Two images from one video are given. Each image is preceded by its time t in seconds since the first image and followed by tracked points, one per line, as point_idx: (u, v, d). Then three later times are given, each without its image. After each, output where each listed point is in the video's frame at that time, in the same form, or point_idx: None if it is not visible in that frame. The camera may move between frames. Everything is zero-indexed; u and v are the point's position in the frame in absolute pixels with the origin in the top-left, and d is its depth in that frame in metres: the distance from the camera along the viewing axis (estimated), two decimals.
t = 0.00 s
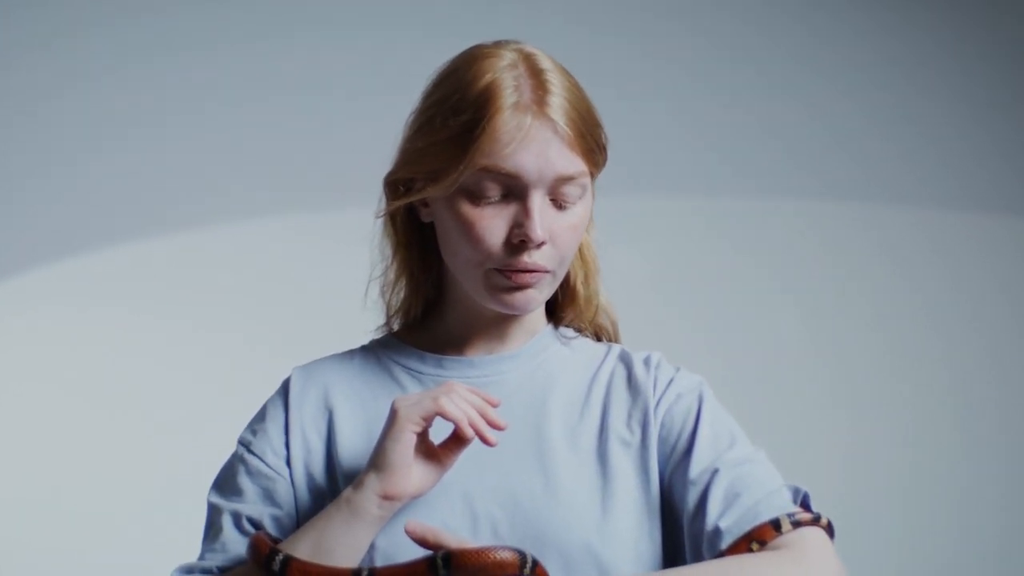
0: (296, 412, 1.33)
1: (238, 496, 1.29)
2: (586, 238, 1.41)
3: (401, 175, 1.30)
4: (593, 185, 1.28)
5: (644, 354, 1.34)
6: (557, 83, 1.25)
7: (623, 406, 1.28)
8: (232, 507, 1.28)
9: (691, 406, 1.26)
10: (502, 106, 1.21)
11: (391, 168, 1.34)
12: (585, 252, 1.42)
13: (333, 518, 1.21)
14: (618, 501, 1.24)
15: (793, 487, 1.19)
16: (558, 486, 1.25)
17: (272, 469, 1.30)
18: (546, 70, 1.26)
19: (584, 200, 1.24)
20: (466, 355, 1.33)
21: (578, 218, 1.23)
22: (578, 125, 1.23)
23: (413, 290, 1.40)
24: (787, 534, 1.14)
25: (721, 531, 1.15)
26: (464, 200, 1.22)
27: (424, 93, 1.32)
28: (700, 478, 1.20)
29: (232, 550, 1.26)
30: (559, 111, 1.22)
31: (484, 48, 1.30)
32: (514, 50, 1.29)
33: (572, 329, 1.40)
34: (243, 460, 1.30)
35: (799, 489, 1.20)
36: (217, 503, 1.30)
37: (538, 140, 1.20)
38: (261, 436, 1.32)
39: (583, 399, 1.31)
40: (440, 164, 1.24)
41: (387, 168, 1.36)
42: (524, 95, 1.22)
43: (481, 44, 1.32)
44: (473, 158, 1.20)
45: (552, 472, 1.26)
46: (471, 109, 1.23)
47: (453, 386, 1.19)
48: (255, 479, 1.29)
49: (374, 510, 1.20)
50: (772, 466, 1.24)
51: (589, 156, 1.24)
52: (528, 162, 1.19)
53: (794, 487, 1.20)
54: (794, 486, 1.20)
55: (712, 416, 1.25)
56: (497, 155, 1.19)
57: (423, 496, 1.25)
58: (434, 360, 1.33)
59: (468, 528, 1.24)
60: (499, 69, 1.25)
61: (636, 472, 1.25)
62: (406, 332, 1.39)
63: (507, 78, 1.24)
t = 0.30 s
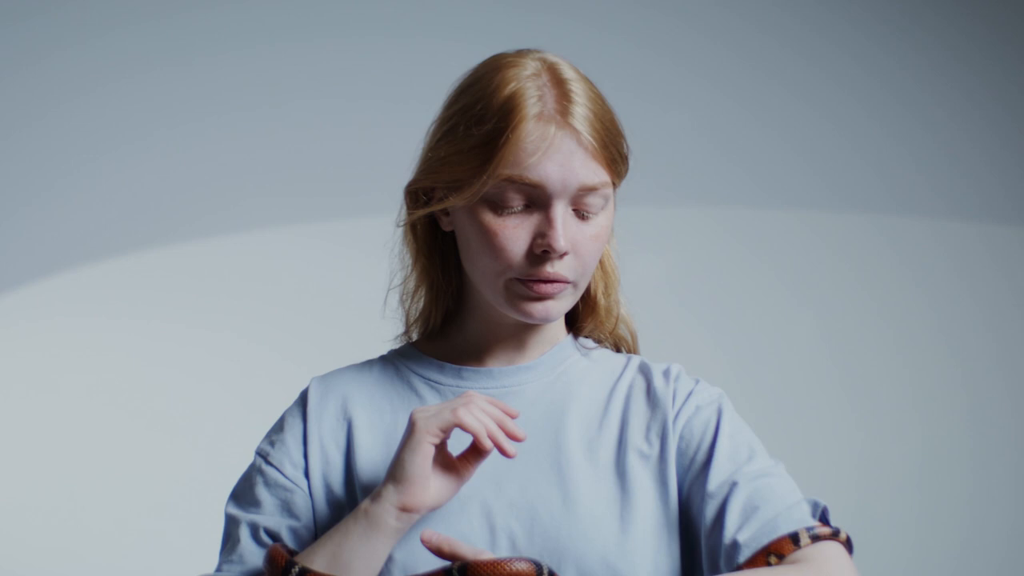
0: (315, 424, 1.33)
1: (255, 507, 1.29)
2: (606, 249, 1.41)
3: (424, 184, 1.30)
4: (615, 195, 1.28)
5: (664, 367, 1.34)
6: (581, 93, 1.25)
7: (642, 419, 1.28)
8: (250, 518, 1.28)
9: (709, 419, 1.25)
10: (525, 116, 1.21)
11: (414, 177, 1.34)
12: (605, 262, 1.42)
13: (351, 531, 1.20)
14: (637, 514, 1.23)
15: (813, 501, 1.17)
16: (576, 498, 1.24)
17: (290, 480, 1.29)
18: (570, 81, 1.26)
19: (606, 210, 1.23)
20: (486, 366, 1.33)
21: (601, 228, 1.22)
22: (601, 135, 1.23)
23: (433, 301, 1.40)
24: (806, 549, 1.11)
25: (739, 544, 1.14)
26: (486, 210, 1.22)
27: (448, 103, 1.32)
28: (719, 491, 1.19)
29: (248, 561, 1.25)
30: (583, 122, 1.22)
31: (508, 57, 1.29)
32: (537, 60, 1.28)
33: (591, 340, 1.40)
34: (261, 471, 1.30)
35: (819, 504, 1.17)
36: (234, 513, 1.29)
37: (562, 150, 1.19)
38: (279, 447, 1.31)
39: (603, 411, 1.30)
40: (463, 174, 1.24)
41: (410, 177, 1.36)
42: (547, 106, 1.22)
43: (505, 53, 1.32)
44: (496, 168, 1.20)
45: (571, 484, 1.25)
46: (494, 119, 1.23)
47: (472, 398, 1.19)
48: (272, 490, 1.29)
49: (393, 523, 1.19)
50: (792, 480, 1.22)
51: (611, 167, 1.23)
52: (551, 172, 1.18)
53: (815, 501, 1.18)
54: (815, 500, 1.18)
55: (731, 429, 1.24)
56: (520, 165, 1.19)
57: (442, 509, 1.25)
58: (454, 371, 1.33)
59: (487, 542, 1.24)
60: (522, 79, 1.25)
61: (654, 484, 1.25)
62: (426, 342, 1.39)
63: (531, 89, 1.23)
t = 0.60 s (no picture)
0: (324, 432, 1.25)
1: (265, 517, 1.22)
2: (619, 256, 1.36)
3: (434, 193, 1.27)
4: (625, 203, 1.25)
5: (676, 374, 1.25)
6: (592, 100, 1.22)
7: (652, 426, 1.20)
8: (259, 528, 1.21)
9: (721, 427, 1.17)
10: (536, 124, 1.18)
11: (422, 185, 1.31)
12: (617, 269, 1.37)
13: (361, 542, 1.15)
14: (648, 525, 1.15)
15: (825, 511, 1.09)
16: (586, 509, 1.16)
17: (301, 490, 1.22)
18: (580, 87, 1.23)
19: (617, 218, 1.20)
20: (496, 374, 1.24)
21: (611, 236, 1.19)
22: (612, 142, 1.20)
23: (443, 307, 1.33)
24: (816, 562, 1.05)
25: (749, 556, 1.07)
26: (497, 219, 1.19)
27: (459, 110, 1.30)
28: (730, 501, 1.11)
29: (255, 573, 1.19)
30: (594, 129, 1.19)
31: (517, 64, 1.27)
32: (547, 67, 1.26)
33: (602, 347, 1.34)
34: (269, 480, 1.23)
35: (832, 514, 1.10)
36: (244, 523, 1.24)
37: (573, 158, 1.16)
38: (289, 456, 1.24)
39: (612, 417, 1.22)
40: (473, 183, 1.21)
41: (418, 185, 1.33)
42: (558, 113, 1.19)
43: (514, 59, 1.29)
44: (507, 176, 1.17)
45: (580, 493, 1.17)
46: (505, 127, 1.20)
47: (482, 407, 1.14)
48: (282, 499, 1.22)
49: (402, 534, 1.14)
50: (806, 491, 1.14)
51: (622, 175, 1.20)
52: (562, 181, 1.15)
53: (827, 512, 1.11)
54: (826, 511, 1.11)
55: (743, 438, 1.16)
56: (531, 173, 1.16)
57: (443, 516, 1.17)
58: (463, 379, 1.25)
59: (495, 553, 1.16)
60: (532, 86, 1.22)
61: (665, 494, 1.17)
62: (436, 348, 1.32)
63: (541, 96, 1.20)
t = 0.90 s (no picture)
0: (326, 443, 1.20)
1: (265, 529, 1.18)
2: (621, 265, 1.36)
3: (433, 204, 1.24)
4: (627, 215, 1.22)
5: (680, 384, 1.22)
6: (593, 112, 1.19)
7: (655, 438, 1.17)
8: (260, 541, 1.17)
9: (725, 439, 1.14)
10: (536, 136, 1.15)
11: (422, 195, 1.28)
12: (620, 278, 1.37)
13: (362, 558, 1.11)
14: (651, 538, 1.13)
15: (828, 526, 1.07)
16: (589, 521, 1.14)
17: (302, 501, 1.17)
18: (582, 99, 1.20)
19: (619, 230, 1.17)
20: (498, 385, 1.21)
21: (613, 248, 1.16)
22: (613, 155, 1.17)
23: (444, 317, 1.29)
24: None
25: (752, 570, 1.04)
26: (497, 231, 1.16)
27: (459, 120, 1.27)
28: (732, 514, 1.08)
29: None
30: (595, 142, 1.16)
31: (519, 72, 1.24)
32: (549, 76, 1.22)
33: (606, 357, 1.33)
34: (270, 492, 1.19)
35: (835, 527, 1.07)
36: (245, 535, 1.19)
37: (573, 172, 1.13)
38: (290, 467, 1.19)
39: (615, 428, 1.19)
40: (473, 196, 1.18)
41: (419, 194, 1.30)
42: (559, 125, 1.16)
43: (516, 68, 1.26)
44: (507, 190, 1.14)
45: (582, 505, 1.15)
46: (505, 139, 1.17)
47: (485, 421, 1.11)
48: (283, 512, 1.18)
49: (404, 550, 1.10)
50: (809, 505, 1.11)
51: (624, 188, 1.17)
52: (562, 194, 1.12)
53: (831, 525, 1.08)
54: (831, 525, 1.08)
55: (747, 449, 1.13)
56: (530, 187, 1.13)
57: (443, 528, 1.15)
58: (466, 390, 1.21)
59: (499, 564, 1.13)
60: (533, 97, 1.19)
61: (667, 507, 1.14)
62: (437, 358, 1.28)
63: (541, 108, 1.17)
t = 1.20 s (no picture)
0: (321, 453, 1.20)
1: (261, 539, 1.17)
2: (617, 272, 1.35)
3: (426, 216, 1.22)
4: (622, 226, 1.19)
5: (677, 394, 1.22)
6: (587, 124, 1.16)
7: (652, 447, 1.16)
8: (256, 550, 1.17)
9: (722, 448, 1.13)
10: (529, 150, 1.12)
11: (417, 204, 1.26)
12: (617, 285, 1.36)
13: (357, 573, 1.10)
14: (647, 548, 1.12)
15: (825, 536, 1.07)
16: (586, 529, 1.13)
17: (297, 510, 1.17)
18: (576, 110, 1.16)
19: (612, 243, 1.15)
20: (493, 395, 1.20)
21: (606, 262, 1.13)
22: (606, 169, 1.14)
23: (439, 328, 1.28)
24: None
25: None
26: (489, 244, 1.14)
27: (452, 129, 1.24)
28: (729, 524, 1.08)
29: None
30: (588, 156, 1.13)
31: (514, 83, 1.21)
32: (543, 86, 1.19)
33: (603, 365, 1.32)
34: (266, 501, 1.18)
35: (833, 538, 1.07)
36: (240, 545, 1.19)
37: (565, 187, 1.10)
38: (285, 476, 1.19)
39: (612, 437, 1.19)
40: (465, 208, 1.16)
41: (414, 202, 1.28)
42: (552, 138, 1.13)
43: (511, 77, 1.23)
44: (498, 205, 1.11)
45: (579, 513, 1.14)
46: (497, 151, 1.14)
47: (486, 438, 1.09)
48: (278, 521, 1.17)
49: (399, 567, 1.09)
50: (806, 515, 1.11)
51: (618, 201, 1.14)
52: (553, 209, 1.09)
53: (828, 536, 1.08)
54: (828, 535, 1.08)
55: (744, 458, 1.13)
56: (521, 202, 1.10)
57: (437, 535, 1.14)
58: (462, 399, 1.21)
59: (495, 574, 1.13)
60: (526, 109, 1.16)
61: (664, 517, 1.13)
62: (433, 367, 1.27)
63: (534, 120, 1.14)
